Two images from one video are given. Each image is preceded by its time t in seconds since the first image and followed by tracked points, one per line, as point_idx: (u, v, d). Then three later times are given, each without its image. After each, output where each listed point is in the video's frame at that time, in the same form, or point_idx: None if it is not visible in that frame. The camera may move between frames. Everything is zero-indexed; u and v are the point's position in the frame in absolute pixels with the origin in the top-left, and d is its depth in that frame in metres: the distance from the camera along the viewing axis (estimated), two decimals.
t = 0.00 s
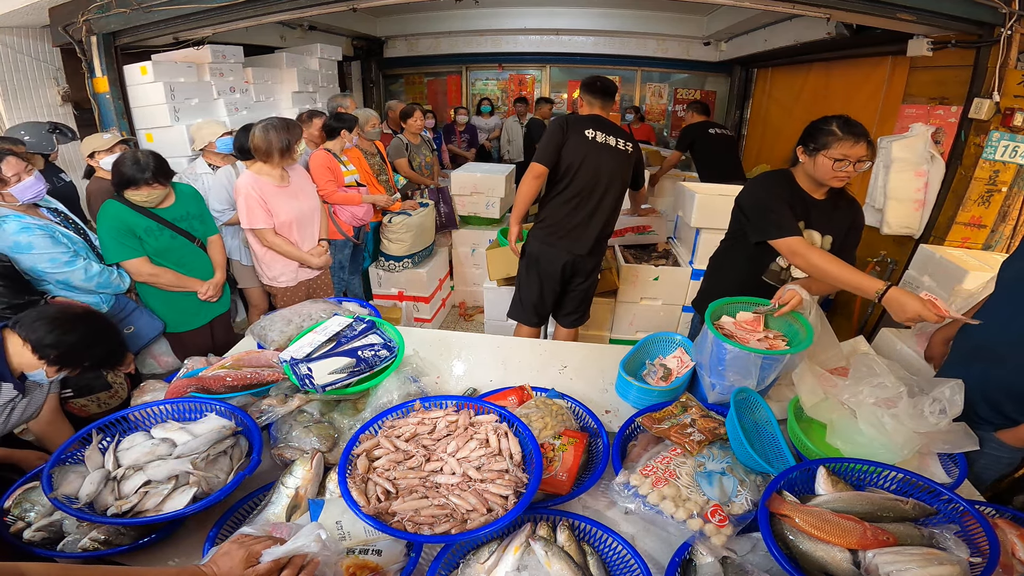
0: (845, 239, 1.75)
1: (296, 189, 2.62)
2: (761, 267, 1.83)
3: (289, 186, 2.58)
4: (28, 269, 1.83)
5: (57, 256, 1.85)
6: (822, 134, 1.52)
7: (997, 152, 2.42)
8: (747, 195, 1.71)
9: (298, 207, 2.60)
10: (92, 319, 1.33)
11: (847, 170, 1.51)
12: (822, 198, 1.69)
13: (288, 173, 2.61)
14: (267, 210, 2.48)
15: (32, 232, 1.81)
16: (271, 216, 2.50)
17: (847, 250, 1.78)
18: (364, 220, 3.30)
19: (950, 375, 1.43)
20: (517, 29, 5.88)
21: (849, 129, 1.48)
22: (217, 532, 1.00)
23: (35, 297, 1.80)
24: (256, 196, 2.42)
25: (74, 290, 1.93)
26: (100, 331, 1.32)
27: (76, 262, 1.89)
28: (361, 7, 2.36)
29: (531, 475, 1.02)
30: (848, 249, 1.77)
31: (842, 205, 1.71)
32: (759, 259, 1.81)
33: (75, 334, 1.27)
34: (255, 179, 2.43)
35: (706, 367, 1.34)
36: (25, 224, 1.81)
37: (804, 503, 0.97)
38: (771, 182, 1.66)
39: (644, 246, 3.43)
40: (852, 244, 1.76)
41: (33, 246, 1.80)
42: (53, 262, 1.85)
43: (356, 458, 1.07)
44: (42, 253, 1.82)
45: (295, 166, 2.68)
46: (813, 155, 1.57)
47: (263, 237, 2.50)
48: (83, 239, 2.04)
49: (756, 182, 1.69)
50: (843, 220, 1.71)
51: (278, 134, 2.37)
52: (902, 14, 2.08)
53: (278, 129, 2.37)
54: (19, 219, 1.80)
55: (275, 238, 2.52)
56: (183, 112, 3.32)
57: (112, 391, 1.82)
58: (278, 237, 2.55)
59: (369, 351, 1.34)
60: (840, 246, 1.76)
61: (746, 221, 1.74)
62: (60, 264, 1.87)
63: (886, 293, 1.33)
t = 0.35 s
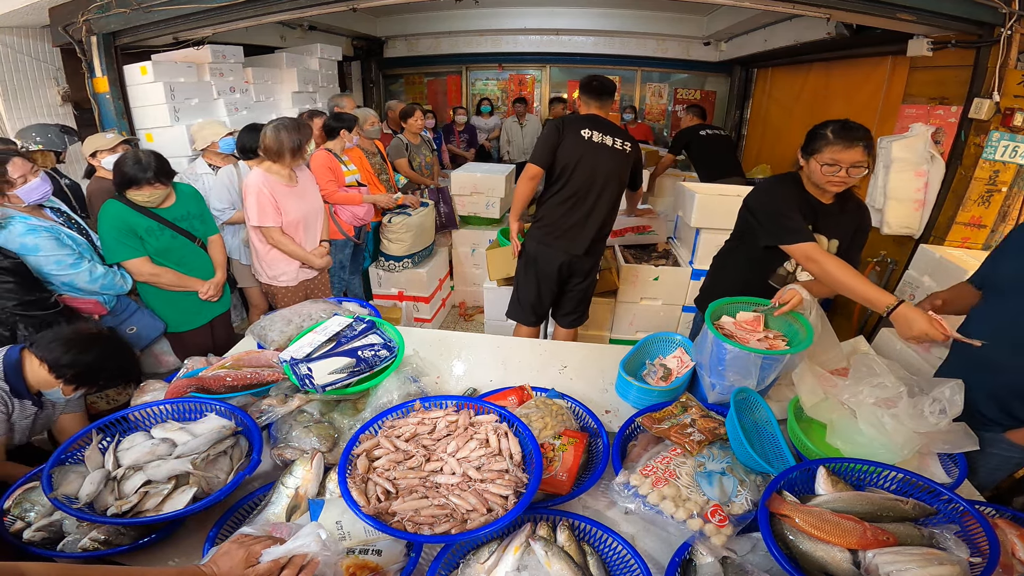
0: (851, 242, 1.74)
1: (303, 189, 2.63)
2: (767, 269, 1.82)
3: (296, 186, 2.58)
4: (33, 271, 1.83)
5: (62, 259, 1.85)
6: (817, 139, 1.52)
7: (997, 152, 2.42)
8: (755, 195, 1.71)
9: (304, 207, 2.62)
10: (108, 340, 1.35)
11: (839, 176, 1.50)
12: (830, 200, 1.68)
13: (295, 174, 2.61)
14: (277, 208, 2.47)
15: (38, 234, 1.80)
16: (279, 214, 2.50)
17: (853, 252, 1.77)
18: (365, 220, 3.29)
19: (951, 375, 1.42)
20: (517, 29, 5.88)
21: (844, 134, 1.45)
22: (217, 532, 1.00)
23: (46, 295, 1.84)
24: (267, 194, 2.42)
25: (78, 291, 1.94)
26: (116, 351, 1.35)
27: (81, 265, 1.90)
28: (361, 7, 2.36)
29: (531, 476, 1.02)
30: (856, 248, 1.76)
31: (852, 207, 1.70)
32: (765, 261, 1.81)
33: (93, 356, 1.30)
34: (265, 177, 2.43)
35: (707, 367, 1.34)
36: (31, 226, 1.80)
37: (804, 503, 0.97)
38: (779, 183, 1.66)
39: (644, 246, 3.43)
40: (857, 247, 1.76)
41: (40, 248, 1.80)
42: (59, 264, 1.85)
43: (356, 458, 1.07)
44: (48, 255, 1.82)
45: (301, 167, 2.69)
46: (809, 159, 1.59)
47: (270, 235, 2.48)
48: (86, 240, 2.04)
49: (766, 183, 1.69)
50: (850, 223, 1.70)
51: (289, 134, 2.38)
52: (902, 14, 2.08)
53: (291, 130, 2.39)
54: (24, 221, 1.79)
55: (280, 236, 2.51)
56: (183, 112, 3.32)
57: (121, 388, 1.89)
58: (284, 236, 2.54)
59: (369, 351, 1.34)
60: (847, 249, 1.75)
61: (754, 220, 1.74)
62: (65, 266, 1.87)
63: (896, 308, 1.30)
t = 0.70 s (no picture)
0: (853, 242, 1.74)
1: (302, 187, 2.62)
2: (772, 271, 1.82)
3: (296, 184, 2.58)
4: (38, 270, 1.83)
5: (66, 259, 1.86)
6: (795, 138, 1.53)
7: (997, 152, 2.42)
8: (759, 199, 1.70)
9: (305, 206, 2.62)
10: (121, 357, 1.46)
11: (806, 176, 1.51)
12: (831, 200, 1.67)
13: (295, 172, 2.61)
14: (278, 207, 2.47)
15: (42, 234, 1.81)
16: (281, 212, 2.49)
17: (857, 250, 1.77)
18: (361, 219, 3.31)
19: (952, 375, 1.42)
20: (517, 29, 5.88)
21: (814, 136, 1.46)
22: (217, 532, 1.00)
23: (51, 295, 1.79)
24: (268, 193, 2.42)
25: (81, 292, 1.94)
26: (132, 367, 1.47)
27: (85, 265, 1.90)
28: (361, 7, 2.36)
29: (531, 476, 1.02)
30: (858, 247, 1.74)
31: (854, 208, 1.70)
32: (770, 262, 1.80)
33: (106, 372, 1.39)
34: (267, 176, 2.42)
35: (706, 367, 1.34)
36: (35, 226, 1.81)
37: (804, 503, 0.97)
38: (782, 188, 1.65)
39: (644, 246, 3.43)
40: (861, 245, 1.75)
41: (44, 249, 1.81)
42: (62, 265, 1.85)
43: (356, 458, 1.07)
44: (52, 255, 1.83)
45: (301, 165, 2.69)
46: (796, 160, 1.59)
47: (272, 234, 2.48)
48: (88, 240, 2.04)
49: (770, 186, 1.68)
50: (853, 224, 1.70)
51: (288, 133, 2.38)
52: (901, 14, 2.08)
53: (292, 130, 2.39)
54: (29, 221, 1.80)
55: (282, 235, 2.51)
56: (184, 112, 3.32)
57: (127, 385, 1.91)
58: (286, 235, 2.54)
59: (369, 351, 1.34)
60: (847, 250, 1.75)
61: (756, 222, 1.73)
62: (69, 266, 1.87)
63: (902, 313, 1.29)
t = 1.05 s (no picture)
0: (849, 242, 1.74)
1: (300, 186, 2.62)
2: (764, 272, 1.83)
3: (294, 183, 2.58)
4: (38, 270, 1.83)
5: (66, 259, 1.85)
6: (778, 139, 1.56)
7: (997, 152, 2.42)
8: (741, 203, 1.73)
9: (303, 205, 2.61)
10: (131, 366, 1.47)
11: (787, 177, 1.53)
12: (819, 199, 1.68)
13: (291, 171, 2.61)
14: (274, 206, 2.47)
15: (43, 234, 1.81)
16: (277, 212, 2.50)
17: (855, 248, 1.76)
18: (354, 220, 3.34)
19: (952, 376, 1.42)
20: (517, 29, 5.88)
21: (796, 137, 1.49)
22: (217, 532, 1.00)
23: (51, 295, 1.79)
24: (262, 192, 2.42)
25: (81, 291, 1.94)
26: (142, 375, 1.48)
27: (84, 265, 1.90)
28: (361, 7, 2.36)
29: (531, 476, 1.02)
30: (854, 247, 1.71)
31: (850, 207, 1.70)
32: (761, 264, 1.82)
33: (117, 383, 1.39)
34: (262, 176, 2.43)
35: (707, 367, 1.34)
36: (36, 226, 1.81)
37: (804, 503, 0.97)
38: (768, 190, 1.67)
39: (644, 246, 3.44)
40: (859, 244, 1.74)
41: (44, 248, 1.81)
42: (62, 264, 1.85)
43: (356, 458, 1.07)
44: (52, 255, 1.83)
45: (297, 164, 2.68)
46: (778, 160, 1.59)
47: (269, 233, 2.49)
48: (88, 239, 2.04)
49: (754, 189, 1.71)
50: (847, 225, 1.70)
51: (286, 132, 2.39)
52: (901, 14, 2.08)
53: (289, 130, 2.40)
54: (30, 221, 1.81)
55: (279, 233, 2.51)
56: (184, 112, 3.32)
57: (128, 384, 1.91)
58: (283, 234, 2.54)
59: (369, 351, 1.34)
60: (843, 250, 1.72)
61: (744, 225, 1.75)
62: (68, 266, 1.87)
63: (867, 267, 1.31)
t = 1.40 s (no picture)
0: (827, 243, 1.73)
1: (298, 185, 2.63)
2: (733, 277, 1.83)
3: (291, 182, 2.59)
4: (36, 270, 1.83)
5: (63, 259, 1.85)
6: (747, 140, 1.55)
7: (997, 152, 2.42)
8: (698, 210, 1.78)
9: (299, 204, 2.60)
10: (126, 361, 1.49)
11: (757, 178, 1.53)
12: (785, 201, 1.69)
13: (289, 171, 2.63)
14: (266, 203, 2.48)
15: (39, 234, 1.81)
16: (270, 209, 2.50)
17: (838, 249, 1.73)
18: (352, 219, 3.34)
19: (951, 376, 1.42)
20: (517, 29, 5.88)
21: (762, 137, 1.48)
22: (217, 532, 1.00)
23: (51, 296, 1.79)
24: (255, 188, 2.44)
25: (78, 292, 1.93)
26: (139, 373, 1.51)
27: (82, 265, 1.89)
28: (361, 7, 2.36)
29: (531, 476, 1.02)
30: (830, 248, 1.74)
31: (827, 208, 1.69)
32: (728, 268, 1.83)
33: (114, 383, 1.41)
34: (257, 173, 2.45)
35: (706, 367, 1.34)
36: (33, 226, 1.81)
37: (804, 503, 0.97)
38: (725, 196, 1.71)
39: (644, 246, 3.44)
40: (838, 245, 1.73)
41: (41, 248, 1.80)
42: (59, 264, 1.85)
43: (356, 458, 1.07)
44: (49, 255, 1.82)
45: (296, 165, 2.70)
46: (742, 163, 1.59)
47: (261, 229, 2.50)
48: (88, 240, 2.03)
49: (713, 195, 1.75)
50: (821, 227, 1.70)
51: (279, 132, 2.38)
52: (901, 14, 2.08)
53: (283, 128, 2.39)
54: (28, 221, 1.81)
55: (272, 231, 2.52)
56: (184, 112, 3.32)
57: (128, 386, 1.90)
58: (276, 231, 2.54)
59: (369, 351, 1.34)
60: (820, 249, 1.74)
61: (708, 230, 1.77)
62: (66, 266, 1.87)
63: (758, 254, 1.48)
